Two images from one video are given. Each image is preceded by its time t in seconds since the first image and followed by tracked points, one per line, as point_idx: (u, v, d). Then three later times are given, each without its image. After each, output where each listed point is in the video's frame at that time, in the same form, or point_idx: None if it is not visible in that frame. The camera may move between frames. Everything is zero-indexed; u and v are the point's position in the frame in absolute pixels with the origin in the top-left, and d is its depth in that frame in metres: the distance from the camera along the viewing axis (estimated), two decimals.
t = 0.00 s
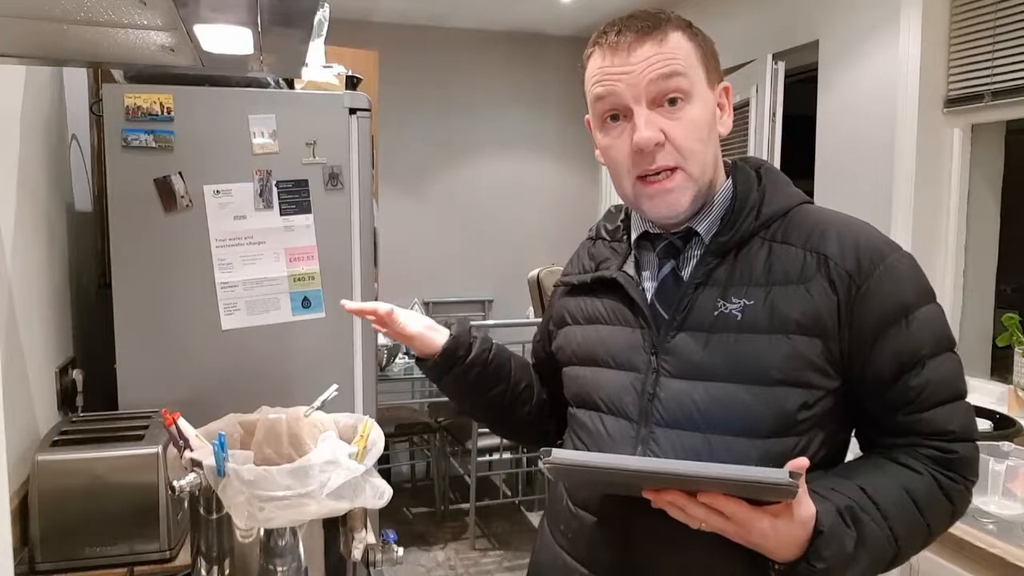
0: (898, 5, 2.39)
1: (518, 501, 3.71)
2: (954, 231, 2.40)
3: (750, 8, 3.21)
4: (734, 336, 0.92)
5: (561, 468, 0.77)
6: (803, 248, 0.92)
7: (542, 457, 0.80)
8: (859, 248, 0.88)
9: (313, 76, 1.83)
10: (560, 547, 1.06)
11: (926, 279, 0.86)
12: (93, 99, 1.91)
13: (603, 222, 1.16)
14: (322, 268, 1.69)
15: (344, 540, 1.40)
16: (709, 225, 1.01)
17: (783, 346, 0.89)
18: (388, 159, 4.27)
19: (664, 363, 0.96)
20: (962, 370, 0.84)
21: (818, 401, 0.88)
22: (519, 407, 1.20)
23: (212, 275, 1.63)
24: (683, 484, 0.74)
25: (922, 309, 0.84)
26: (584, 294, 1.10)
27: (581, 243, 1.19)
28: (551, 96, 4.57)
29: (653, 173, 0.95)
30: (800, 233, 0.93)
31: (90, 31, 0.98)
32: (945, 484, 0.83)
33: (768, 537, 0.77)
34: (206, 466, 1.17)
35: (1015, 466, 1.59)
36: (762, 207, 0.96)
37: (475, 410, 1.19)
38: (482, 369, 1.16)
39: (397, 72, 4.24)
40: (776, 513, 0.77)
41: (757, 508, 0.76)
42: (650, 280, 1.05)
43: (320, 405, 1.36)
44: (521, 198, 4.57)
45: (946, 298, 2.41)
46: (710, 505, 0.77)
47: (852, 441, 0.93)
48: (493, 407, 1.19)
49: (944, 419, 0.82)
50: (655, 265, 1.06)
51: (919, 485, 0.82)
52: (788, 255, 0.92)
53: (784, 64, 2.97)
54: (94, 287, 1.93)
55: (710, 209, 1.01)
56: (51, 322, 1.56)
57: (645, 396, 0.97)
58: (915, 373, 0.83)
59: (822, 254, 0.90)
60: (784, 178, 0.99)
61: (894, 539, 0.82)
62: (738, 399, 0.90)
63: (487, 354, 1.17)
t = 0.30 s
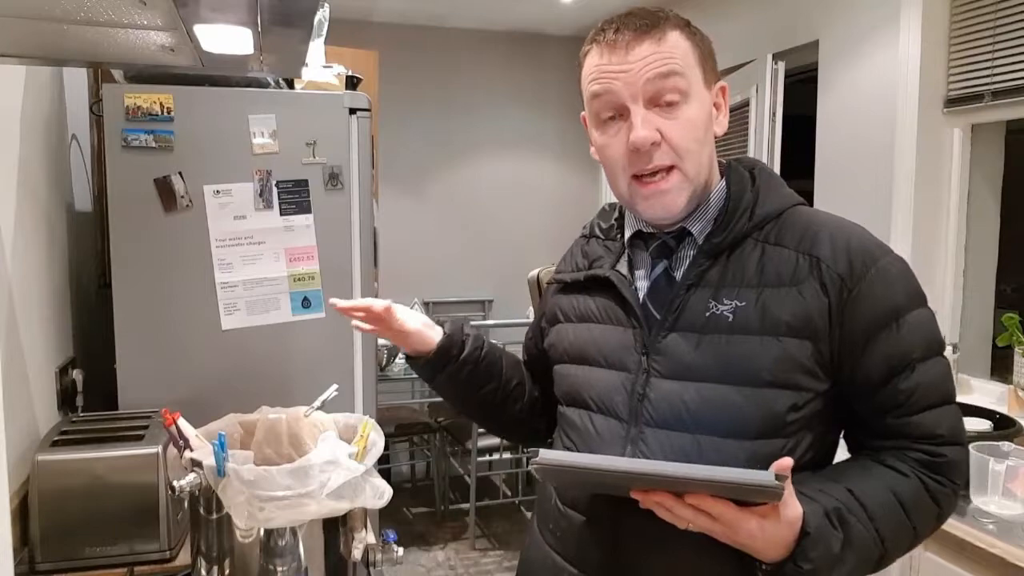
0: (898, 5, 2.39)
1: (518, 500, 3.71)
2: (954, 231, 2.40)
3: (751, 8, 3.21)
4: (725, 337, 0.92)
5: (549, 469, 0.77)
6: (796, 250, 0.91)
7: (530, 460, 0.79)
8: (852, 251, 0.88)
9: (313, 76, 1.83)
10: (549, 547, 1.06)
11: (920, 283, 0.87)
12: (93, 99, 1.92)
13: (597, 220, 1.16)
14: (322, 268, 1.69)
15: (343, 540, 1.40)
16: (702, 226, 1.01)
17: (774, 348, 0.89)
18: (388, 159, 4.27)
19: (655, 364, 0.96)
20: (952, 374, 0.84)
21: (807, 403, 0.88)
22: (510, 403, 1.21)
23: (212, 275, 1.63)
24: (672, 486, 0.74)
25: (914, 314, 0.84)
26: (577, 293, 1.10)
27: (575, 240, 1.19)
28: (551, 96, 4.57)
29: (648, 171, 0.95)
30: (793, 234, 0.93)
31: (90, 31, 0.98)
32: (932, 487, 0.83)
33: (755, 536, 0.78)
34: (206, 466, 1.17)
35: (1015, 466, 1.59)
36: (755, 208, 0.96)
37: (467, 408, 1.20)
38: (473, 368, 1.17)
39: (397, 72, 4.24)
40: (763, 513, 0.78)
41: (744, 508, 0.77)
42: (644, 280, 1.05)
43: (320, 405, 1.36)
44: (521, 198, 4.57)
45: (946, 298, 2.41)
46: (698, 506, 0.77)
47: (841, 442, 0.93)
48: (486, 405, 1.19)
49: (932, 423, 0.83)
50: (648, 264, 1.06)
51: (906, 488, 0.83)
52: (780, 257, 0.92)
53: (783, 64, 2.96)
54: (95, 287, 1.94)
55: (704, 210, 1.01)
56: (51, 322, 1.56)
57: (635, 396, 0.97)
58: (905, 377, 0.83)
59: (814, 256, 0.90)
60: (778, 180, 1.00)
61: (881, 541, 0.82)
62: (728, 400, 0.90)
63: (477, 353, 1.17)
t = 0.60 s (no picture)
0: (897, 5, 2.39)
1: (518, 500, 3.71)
2: (954, 231, 2.40)
3: (751, 8, 3.21)
4: (716, 338, 0.92)
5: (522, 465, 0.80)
6: (790, 251, 0.91)
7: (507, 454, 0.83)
8: (846, 253, 0.88)
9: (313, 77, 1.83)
10: (541, 545, 1.07)
11: (918, 284, 0.86)
12: (93, 99, 1.92)
13: (598, 220, 1.16)
14: (322, 268, 1.69)
15: (343, 540, 1.39)
16: (697, 226, 1.01)
17: (765, 349, 0.89)
18: (387, 159, 4.27)
19: (646, 365, 0.97)
20: (951, 379, 0.83)
21: (798, 405, 0.88)
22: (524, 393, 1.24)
23: (212, 275, 1.63)
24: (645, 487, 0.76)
25: (909, 316, 0.83)
26: (575, 292, 1.10)
27: (578, 240, 1.19)
28: (551, 96, 4.57)
29: (646, 172, 0.95)
30: (787, 235, 0.92)
31: (91, 31, 0.98)
32: (926, 493, 0.83)
33: (736, 542, 0.78)
34: (206, 466, 1.17)
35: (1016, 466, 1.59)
36: (749, 209, 0.96)
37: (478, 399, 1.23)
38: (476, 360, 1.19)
39: (397, 73, 4.24)
40: (743, 519, 0.78)
41: (722, 512, 0.78)
42: (639, 280, 1.06)
43: (320, 405, 1.36)
44: (521, 198, 4.57)
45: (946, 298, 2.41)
46: (674, 508, 0.79)
47: (841, 443, 0.93)
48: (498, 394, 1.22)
49: (927, 427, 0.82)
50: (644, 265, 1.06)
51: (898, 493, 0.82)
52: (774, 257, 0.92)
53: (784, 64, 2.95)
54: (95, 287, 1.93)
55: (699, 210, 1.01)
56: (51, 322, 1.56)
57: (625, 397, 0.97)
58: (899, 380, 0.82)
59: (808, 257, 0.89)
60: (775, 180, 0.99)
61: (869, 547, 0.82)
62: (717, 401, 0.90)
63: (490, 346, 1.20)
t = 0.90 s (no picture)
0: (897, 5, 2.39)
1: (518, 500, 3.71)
2: (954, 231, 2.40)
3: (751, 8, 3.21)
4: (716, 338, 0.92)
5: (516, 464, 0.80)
6: (788, 249, 0.91)
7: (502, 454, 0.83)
8: (845, 250, 0.88)
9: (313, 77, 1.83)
10: (543, 548, 1.06)
11: (919, 282, 0.86)
12: (93, 99, 1.92)
13: (599, 222, 1.16)
14: (322, 268, 1.69)
15: (343, 540, 1.38)
16: (696, 226, 1.01)
17: (764, 348, 0.89)
18: (387, 159, 4.27)
19: (646, 365, 0.97)
20: (956, 375, 0.83)
21: (799, 405, 0.88)
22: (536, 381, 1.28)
23: (211, 275, 1.63)
24: (639, 485, 0.76)
25: (910, 312, 0.83)
26: (576, 294, 1.10)
27: (580, 243, 1.19)
28: (551, 96, 4.57)
29: (640, 172, 0.95)
30: (785, 233, 0.93)
31: (91, 31, 0.98)
32: (931, 491, 0.83)
33: (733, 541, 0.78)
34: (206, 466, 1.17)
35: (1015, 466, 1.59)
36: (748, 207, 0.96)
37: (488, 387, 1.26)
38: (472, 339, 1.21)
39: (397, 73, 4.24)
40: (739, 517, 0.78)
41: (718, 510, 0.78)
42: (640, 280, 1.06)
43: (320, 405, 1.36)
44: (521, 198, 4.57)
45: (946, 298, 2.41)
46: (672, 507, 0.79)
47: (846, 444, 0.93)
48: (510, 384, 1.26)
49: (932, 425, 0.82)
50: (644, 265, 1.06)
51: (902, 492, 0.82)
52: (772, 256, 0.92)
53: (784, 64, 2.94)
54: (95, 288, 1.94)
55: (698, 210, 1.01)
56: (51, 322, 1.56)
57: (625, 398, 0.97)
58: (902, 376, 0.82)
59: (808, 255, 0.89)
60: (774, 178, 0.99)
61: (874, 546, 0.82)
62: (717, 400, 0.90)
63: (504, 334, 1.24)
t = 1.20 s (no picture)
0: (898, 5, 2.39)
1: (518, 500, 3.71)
2: (954, 231, 2.40)
3: (751, 8, 3.21)
4: (721, 338, 0.92)
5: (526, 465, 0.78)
6: (793, 249, 0.92)
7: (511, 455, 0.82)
8: (850, 249, 0.88)
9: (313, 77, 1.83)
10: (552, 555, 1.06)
11: (922, 280, 0.86)
12: (93, 99, 1.92)
13: (598, 224, 1.16)
14: (322, 268, 1.69)
15: (343, 540, 1.38)
16: (699, 226, 1.01)
17: (770, 348, 0.89)
18: (387, 159, 4.27)
19: (651, 366, 0.96)
20: (960, 373, 0.83)
21: (806, 405, 0.88)
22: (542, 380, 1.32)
23: (211, 275, 1.63)
24: (652, 484, 0.75)
25: (915, 311, 0.84)
26: (577, 296, 1.10)
27: (578, 244, 1.19)
28: (551, 96, 4.57)
29: (640, 168, 0.95)
30: (790, 233, 0.93)
31: (91, 31, 0.98)
32: (938, 489, 0.83)
33: (745, 541, 0.78)
34: (205, 466, 1.17)
35: (1015, 466, 1.59)
36: (752, 207, 0.96)
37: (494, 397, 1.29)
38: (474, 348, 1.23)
39: (397, 73, 4.24)
40: (752, 515, 0.78)
41: (731, 510, 0.77)
42: (643, 281, 1.05)
43: (320, 405, 1.36)
44: (521, 198, 4.57)
45: (946, 298, 2.41)
46: (684, 507, 0.78)
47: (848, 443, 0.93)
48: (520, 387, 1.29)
49: (937, 423, 0.82)
50: (647, 266, 1.06)
51: (910, 490, 0.82)
52: (777, 256, 0.92)
53: (784, 64, 2.94)
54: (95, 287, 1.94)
55: (701, 210, 1.01)
56: (51, 322, 1.56)
57: (631, 400, 0.97)
58: (906, 375, 0.83)
59: (812, 254, 0.90)
60: (777, 178, 0.99)
61: (883, 544, 0.82)
62: (725, 401, 0.90)
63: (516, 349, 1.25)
